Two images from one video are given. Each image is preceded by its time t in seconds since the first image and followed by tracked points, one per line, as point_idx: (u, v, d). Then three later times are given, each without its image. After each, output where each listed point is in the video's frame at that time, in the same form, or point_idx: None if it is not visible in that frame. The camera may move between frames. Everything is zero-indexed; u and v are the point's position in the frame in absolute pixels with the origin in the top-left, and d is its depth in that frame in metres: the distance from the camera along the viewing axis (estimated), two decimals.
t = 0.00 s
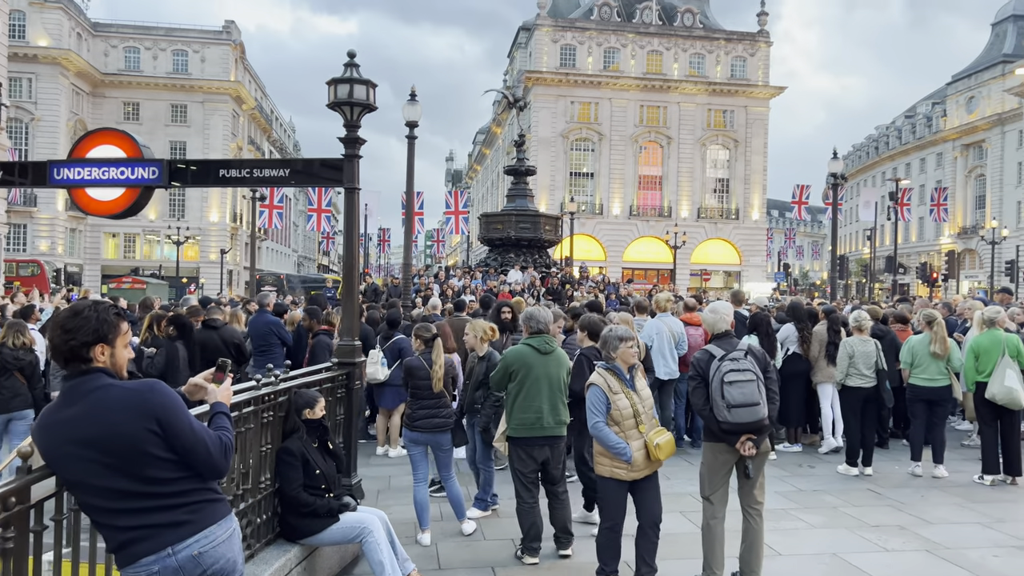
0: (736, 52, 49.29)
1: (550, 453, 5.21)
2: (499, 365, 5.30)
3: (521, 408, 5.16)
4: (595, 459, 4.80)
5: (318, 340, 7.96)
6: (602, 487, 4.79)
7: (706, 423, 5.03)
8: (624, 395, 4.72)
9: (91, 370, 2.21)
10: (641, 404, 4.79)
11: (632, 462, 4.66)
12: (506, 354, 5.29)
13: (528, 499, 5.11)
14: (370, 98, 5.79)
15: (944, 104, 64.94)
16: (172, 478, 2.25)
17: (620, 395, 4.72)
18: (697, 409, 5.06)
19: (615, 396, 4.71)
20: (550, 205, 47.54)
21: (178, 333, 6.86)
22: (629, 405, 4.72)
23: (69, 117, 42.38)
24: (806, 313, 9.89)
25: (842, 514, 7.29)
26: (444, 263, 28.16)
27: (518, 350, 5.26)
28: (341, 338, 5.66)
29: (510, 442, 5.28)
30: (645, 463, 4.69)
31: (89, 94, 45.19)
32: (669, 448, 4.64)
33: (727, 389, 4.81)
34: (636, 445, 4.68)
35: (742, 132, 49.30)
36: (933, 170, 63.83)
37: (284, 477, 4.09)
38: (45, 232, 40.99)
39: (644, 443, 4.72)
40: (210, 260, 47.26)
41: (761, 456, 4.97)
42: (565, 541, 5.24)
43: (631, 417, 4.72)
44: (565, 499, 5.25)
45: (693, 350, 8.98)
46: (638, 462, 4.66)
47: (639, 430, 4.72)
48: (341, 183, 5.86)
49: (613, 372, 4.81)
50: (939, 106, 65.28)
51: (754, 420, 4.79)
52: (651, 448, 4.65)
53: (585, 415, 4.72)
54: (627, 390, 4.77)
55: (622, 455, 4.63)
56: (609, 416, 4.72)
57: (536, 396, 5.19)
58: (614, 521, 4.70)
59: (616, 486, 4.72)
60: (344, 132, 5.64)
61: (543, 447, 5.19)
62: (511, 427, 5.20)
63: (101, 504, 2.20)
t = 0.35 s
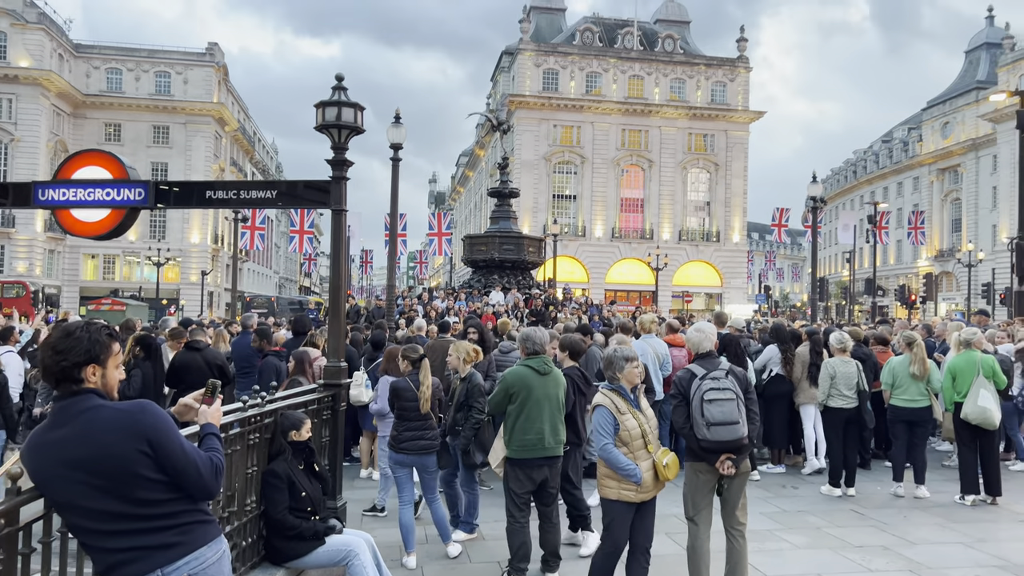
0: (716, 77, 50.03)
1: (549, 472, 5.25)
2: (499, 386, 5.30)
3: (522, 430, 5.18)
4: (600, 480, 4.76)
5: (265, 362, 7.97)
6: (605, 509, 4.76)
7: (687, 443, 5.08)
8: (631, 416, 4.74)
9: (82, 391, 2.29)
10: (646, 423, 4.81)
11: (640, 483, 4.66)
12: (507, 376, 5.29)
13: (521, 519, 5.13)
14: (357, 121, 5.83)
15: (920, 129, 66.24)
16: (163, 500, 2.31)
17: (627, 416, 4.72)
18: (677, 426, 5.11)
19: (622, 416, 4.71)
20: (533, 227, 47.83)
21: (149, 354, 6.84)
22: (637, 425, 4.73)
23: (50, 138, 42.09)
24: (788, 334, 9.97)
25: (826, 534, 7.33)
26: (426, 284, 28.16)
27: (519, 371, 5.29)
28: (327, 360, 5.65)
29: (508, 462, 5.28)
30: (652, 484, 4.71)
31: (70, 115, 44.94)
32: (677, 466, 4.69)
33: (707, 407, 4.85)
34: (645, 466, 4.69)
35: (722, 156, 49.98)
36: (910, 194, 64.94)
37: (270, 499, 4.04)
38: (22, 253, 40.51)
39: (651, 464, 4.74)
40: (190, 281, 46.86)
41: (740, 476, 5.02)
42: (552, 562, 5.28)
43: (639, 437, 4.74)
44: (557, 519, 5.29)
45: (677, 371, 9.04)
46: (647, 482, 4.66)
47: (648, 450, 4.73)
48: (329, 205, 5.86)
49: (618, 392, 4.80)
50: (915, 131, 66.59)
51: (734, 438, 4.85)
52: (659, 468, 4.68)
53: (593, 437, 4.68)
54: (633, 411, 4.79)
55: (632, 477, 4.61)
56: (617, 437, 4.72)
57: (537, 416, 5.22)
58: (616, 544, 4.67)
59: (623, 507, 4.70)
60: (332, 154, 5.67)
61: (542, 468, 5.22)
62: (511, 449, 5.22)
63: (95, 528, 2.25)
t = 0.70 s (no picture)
0: (697, 101, 50.62)
1: (544, 493, 5.39)
2: (500, 406, 5.39)
3: (523, 450, 5.28)
4: (602, 504, 4.71)
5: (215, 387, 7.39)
6: (606, 532, 4.72)
7: (672, 464, 5.08)
8: (635, 438, 4.73)
9: (61, 414, 2.28)
10: (647, 445, 4.83)
11: (645, 505, 4.65)
12: (509, 396, 5.38)
13: (509, 541, 5.21)
14: (342, 142, 5.85)
15: (897, 154, 67.37)
16: (142, 524, 2.29)
17: (632, 438, 4.72)
18: (663, 447, 5.10)
19: (627, 438, 4.70)
20: (517, 248, 48.02)
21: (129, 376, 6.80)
22: (641, 448, 4.73)
23: (30, 158, 41.77)
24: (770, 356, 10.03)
25: (809, 556, 7.35)
26: (409, 305, 28.09)
27: (521, 392, 5.38)
28: (310, 381, 5.62)
29: (504, 483, 5.37)
30: (654, 506, 4.71)
31: (51, 135, 44.64)
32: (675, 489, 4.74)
33: (696, 429, 4.85)
34: (648, 488, 4.69)
35: (704, 179, 50.51)
36: (889, 217, 65.85)
37: (250, 523, 3.99)
38: None
39: (653, 485, 4.75)
40: (171, 302, 46.42)
41: (723, 498, 5.05)
42: None
43: (643, 459, 4.73)
44: (543, 540, 5.42)
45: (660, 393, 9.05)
46: (651, 504, 4.66)
47: (650, 472, 4.74)
48: (312, 226, 5.85)
49: (619, 414, 4.77)
50: (893, 155, 67.70)
51: (721, 461, 4.87)
52: (662, 490, 4.71)
53: (598, 459, 4.63)
54: (635, 432, 4.78)
55: (638, 500, 4.59)
56: (620, 459, 4.70)
57: (536, 438, 5.35)
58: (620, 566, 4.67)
59: (626, 530, 4.68)
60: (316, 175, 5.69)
61: (539, 489, 5.35)
62: (509, 469, 5.31)
63: (76, 554, 2.23)
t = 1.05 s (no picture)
0: (678, 120, 51.12)
1: (533, 509, 5.39)
2: (497, 419, 5.37)
3: (517, 465, 5.26)
4: (601, 525, 4.64)
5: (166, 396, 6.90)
6: (604, 555, 4.67)
7: (660, 479, 5.07)
8: (634, 457, 4.68)
9: (40, 428, 2.27)
10: (642, 464, 4.79)
11: (643, 526, 4.60)
12: (505, 410, 5.38)
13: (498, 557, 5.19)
14: (326, 157, 5.85)
15: (876, 172, 68.39)
16: (122, 541, 2.26)
17: (631, 457, 4.67)
18: (653, 463, 5.09)
19: (627, 456, 4.65)
20: (500, 264, 48.09)
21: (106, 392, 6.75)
22: (639, 467, 4.67)
23: (8, 172, 41.29)
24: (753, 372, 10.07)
25: (792, 572, 7.36)
26: (392, 321, 28.00)
27: (517, 406, 5.41)
28: (291, 398, 5.57)
29: (495, 499, 5.34)
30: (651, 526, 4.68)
31: (30, 149, 44.18)
32: (667, 508, 4.73)
33: (687, 444, 4.85)
34: (646, 507, 4.66)
35: (685, 197, 50.91)
36: (868, 235, 66.69)
37: (231, 541, 3.94)
38: None
39: (651, 504, 4.72)
40: (150, 318, 45.87)
41: (709, 513, 5.08)
42: None
43: (641, 478, 4.69)
44: (528, 557, 5.40)
45: (644, 409, 9.02)
46: (648, 524, 4.63)
47: (647, 491, 4.71)
48: (295, 240, 5.82)
49: (615, 432, 4.73)
50: (872, 174, 68.69)
51: (710, 476, 4.90)
52: (658, 509, 4.69)
53: (599, 480, 4.56)
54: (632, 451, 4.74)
55: (637, 521, 4.55)
56: (620, 478, 4.64)
57: (530, 453, 5.36)
58: None
59: (625, 552, 4.65)
60: (299, 190, 5.66)
61: (529, 506, 5.35)
62: (501, 484, 5.28)
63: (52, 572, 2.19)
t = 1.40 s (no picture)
0: (657, 130, 51.53)
1: (513, 516, 5.40)
2: (479, 425, 5.37)
3: (498, 472, 5.27)
4: (591, 535, 4.63)
5: (111, 406, 6.68)
6: (590, 565, 4.66)
7: (646, 484, 5.11)
8: (624, 466, 4.68)
9: (14, 431, 2.29)
10: (631, 472, 4.79)
11: (633, 535, 4.59)
12: (488, 416, 5.39)
13: (475, 564, 5.20)
14: (305, 162, 5.84)
15: (850, 184, 69.41)
16: (97, 546, 2.27)
17: (621, 465, 4.67)
18: (640, 469, 5.12)
19: (617, 465, 4.64)
20: (479, 273, 48.13)
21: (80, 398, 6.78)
22: (628, 476, 4.67)
23: None
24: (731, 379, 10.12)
25: None
26: (370, 330, 27.88)
27: (500, 412, 5.41)
28: (268, 404, 5.55)
29: (475, 505, 5.34)
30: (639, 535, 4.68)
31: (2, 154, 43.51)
32: (654, 518, 4.75)
33: (675, 450, 4.89)
34: (636, 517, 4.65)
35: (663, 207, 51.28)
36: (844, 245, 67.61)
37: (207, 548, 3.90)
38: None
39: (640, 514, 4.71)
40: (125, 326, 45.26)
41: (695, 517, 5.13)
42: None
43: (631, 487, 4.68)
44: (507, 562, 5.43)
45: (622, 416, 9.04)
46: (638, 534, 4.63)
47: (636, 500, 4.70)
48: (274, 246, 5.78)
49: (605, 439, 4.73)
50: (847, 185, 69.70)
51: (696, 483, 4.94)
52: (647, 518, 4.71)
53: (590, 488, 4.54)
54: (622, 459, 4.74)
55: (628, 531, 4.54)
56: (611, 487, 4.63)
57: (509, 459, 5.35)
58: None
59: (613, 561, 4.64)
60: (278, 196, 5.66)
61: (507, 513, 5.35)
62: (481, 491, 5.29)
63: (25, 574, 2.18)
